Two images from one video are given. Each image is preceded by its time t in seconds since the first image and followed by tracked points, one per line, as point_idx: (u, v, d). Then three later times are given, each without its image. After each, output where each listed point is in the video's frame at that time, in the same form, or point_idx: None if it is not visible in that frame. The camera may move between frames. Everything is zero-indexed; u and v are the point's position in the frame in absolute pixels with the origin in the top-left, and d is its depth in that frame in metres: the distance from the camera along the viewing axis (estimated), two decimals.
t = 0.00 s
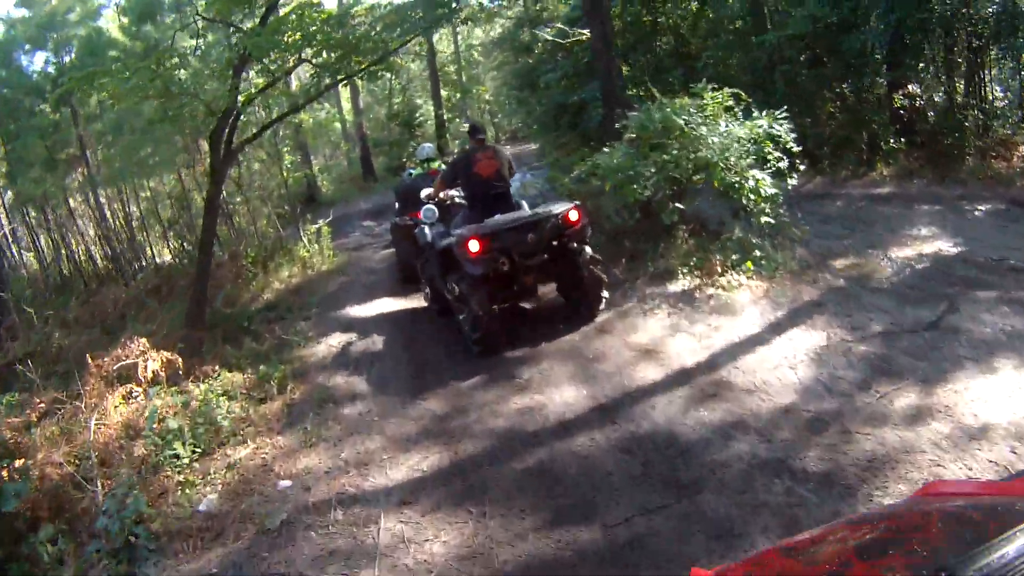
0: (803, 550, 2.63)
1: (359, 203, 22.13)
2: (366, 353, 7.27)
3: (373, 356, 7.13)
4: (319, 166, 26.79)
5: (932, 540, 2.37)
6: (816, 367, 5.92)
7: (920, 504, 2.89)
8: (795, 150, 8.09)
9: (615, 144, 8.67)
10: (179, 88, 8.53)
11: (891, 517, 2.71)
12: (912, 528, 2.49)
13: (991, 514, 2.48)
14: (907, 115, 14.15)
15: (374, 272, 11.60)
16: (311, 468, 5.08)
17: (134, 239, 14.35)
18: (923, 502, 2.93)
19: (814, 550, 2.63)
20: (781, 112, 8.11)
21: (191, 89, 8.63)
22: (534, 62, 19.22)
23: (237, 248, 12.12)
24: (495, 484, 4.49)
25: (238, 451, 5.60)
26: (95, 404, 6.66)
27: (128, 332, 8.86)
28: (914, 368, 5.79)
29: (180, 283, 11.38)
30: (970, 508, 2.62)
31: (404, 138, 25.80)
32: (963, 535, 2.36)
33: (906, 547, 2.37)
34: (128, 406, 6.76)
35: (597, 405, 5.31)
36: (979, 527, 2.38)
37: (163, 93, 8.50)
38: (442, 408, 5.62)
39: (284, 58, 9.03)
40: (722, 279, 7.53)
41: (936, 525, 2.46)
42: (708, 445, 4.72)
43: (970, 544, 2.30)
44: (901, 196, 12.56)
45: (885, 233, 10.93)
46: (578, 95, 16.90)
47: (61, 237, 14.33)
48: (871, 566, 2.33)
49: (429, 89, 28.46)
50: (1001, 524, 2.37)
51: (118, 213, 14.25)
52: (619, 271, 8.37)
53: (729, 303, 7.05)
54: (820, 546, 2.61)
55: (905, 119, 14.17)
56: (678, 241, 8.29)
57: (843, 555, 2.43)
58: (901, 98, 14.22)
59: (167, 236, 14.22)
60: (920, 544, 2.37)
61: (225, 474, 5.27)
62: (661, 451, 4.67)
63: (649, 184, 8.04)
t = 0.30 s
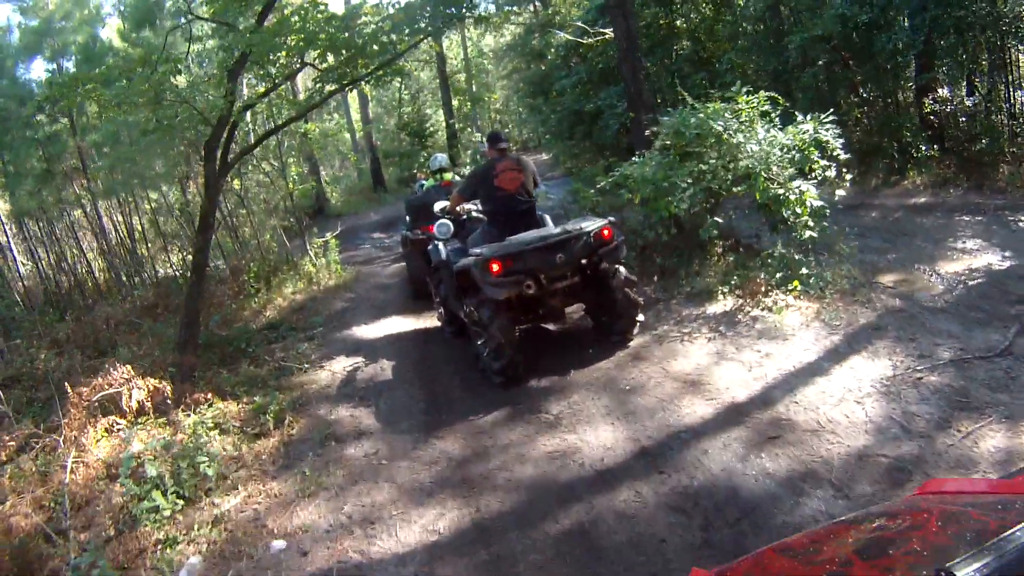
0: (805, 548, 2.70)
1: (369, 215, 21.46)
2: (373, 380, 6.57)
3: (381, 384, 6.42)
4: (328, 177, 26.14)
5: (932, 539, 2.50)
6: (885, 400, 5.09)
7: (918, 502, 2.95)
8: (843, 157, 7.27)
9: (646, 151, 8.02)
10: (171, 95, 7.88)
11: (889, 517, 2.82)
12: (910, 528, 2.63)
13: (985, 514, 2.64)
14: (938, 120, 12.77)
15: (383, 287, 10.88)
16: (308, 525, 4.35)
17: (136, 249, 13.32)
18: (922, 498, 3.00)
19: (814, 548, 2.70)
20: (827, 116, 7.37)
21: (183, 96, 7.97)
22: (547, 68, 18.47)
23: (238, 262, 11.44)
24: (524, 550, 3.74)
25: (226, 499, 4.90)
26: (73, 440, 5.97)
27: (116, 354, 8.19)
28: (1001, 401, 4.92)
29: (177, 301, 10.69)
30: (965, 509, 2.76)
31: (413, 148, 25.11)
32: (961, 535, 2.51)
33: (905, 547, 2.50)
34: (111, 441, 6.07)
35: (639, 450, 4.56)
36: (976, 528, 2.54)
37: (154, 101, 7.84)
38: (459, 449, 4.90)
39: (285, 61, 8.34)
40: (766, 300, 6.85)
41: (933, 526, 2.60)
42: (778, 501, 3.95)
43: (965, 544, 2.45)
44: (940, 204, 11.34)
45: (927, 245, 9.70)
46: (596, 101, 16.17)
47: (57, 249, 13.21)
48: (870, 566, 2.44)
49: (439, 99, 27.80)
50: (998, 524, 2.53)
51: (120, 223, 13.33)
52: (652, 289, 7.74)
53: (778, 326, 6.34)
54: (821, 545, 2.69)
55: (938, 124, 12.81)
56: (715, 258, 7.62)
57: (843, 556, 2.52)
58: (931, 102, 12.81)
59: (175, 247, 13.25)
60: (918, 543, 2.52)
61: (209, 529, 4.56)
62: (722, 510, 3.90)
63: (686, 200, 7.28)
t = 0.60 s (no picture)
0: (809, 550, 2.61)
1: (373, 218, 20.99)
2: (376, 406, 6.11)
3: (385, 412, 5.97)
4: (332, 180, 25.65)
5: (933, 542, 2.39)
6: (942, 436, 4.54)
7: (922, 502, 2.83)
8: (880, 158, 6.76)
9: (668, 156, 7.54)
10: (163, 97, 7.60)
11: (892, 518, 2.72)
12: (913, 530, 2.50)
13: (987, 514, 2.49)
14: (958, 122, 12.38)
15: (386, 298, 10.39)
16: None
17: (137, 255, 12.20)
18: (926, 498, 2.88)
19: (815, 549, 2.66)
20: (862, 114, 6.88)
21: (176, 95, 7.69)
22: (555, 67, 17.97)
23: (235, 272, 10.97)
24: None
25: (214, 550, 4.41)
26: (52, 475, 5.46)
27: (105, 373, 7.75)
28: None
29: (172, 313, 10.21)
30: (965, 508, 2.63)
31: (418, 150, 24.52)
32: (962, 538, 2.37)
33: (904, 548, 2.39)
34: (94, 474, 5.57)
35: (675, 499, 4.09)
36: (977, 528, 2.41)
37: (144, 103, 7.56)
38: (472, 493, 4.45)
39: (283, 58, 7.83)
40: (800, 316, 6.34)
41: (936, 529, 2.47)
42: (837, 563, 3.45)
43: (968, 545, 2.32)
44: (962, 208, 10.44)
45: (956, 251, 8.84)
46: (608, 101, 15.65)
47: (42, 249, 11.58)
48: (870, 566, 2.36)
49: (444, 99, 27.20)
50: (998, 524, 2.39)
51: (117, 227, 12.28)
52: (674, 304, 7.27)
53: (815, 348, 5.84)
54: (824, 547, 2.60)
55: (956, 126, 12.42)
56: (742, 269, 7.12)
57: (845, 557, 2.45)
58: (950, 102, 12.46)
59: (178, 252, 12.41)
60: (919, 545, 2.40)
61: None
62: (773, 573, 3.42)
63: (712, 203, 6.73)
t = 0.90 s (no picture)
0: (810, 552, 2.57)
1: (374, 222, 20.66)
2: (376, 421, 5.78)
3: (386, 428, 5.63)
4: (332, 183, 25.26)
5: (933, 541, 2.33)
6: (986, 466, 4.18)
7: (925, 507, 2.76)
8: (909, 172, 6.44)
9: (685, 162, 7.23)
10: (157, 95, 7.19)
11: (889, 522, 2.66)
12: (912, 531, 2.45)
13: (984, 518, 2.45)
14: (972, 132, 11.67)
15: (387, 305, 10.04)
16: None
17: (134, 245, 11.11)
18: (929, 504, 2.81)
19: (814, 548, 2.65)
20: (892, 126, 6.59)
21: (171, 94, 7.30)
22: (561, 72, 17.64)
23: (231, 275, 10.63)
24: None
25: None
26: (30, 491, 5.04)
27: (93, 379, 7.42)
28: None
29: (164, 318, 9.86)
30: (968, 510, 2.59)
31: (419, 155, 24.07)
32: (962, 537, 2.33)
33: (903, 548, 2.32)
34: (75, 490, 5.17)
35: (703, 533, 3.76)
36: (976, 529, 2.37)
37: (137, 100, 7.16)
38: (479, 521, 4.13)
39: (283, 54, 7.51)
40: (825, 332, 6.01)
41: (935, 527, 2.43)
42: None
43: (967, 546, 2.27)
44: (979, 222, 9.97)
45: (976, 267, 8.20)
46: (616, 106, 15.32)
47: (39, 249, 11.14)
48: (869, 567, 2.30)
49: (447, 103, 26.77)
50: (996, 526, 2.37)
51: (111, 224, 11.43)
52: (690, 317, 6.97)
53: (843, 366, 5.49)
54: (827, 546, 2.53)
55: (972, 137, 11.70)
56: (761, 282, 6.79)
57: (844, 556, 2.45)
58: (965, 112, 11.76)
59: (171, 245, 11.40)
60: (918, 544, 2.33)
61: None
62: None
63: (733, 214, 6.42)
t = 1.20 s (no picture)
0: (810, 549, 2.60)
1: (374, 224, 20.41)
2: (376, 435, 5.55)
3: (386, 443, 5.40)
4: (332, 184, 24.92)
5: (934, 541, 2.38)
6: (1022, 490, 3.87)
7: (921, 507, 2.80)
8: (930, 180, 6.21)
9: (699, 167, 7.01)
10: (151, 91, 6.94)
11: (886, 520, 2.71)
12: (912, 529, 2.50)
13: (983, 518, 2.52)
14: (982, 137, 11.23)
15: (387, 310, 9.80)
16: None
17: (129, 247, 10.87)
18: (923, 504, 2.85)
19: (812, 549, 2.62)
20: (913, 132, 6.38)
21: (166, 90, 7.07)
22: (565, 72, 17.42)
23: (227, 278, 10.38)
24: None
25: None
26: (14, 504, 4.69)
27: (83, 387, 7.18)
28: None
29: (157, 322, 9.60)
30: (966, 509, 2.64)
31: (420, 156, 23.69)
32: (963, 537, 2.39)
33: (905, 547, 2.37)
34: (61, 504, 4.85)
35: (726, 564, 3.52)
36: (976, 529, 2.43)
37: (131, 97, 6.92)
38: (485, 547, 3.91)
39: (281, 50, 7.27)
40: (844, 345, 5.75)
41: (934, 527, 2.49)
42: None
43: (969, 546, 2.33)
44: (991, 229, 9.57)
45: (991, 275, 7.70)
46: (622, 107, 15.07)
47: (31, 249, 10.90)
48: (872, 565, 2.33)
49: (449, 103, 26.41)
50: (995, 526, 2.43)
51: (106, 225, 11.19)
52: (702, 327, 6.74)
53: (865, 383, 5.21)
54: (826, 545, 2.58)
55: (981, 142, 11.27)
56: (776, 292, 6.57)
57: (844, 556, 2.42)
58: (975, 117, 11.36)
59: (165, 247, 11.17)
60: (920, 545, 2.38)
61: None
62: None
63: (750, 221, 6.19)
